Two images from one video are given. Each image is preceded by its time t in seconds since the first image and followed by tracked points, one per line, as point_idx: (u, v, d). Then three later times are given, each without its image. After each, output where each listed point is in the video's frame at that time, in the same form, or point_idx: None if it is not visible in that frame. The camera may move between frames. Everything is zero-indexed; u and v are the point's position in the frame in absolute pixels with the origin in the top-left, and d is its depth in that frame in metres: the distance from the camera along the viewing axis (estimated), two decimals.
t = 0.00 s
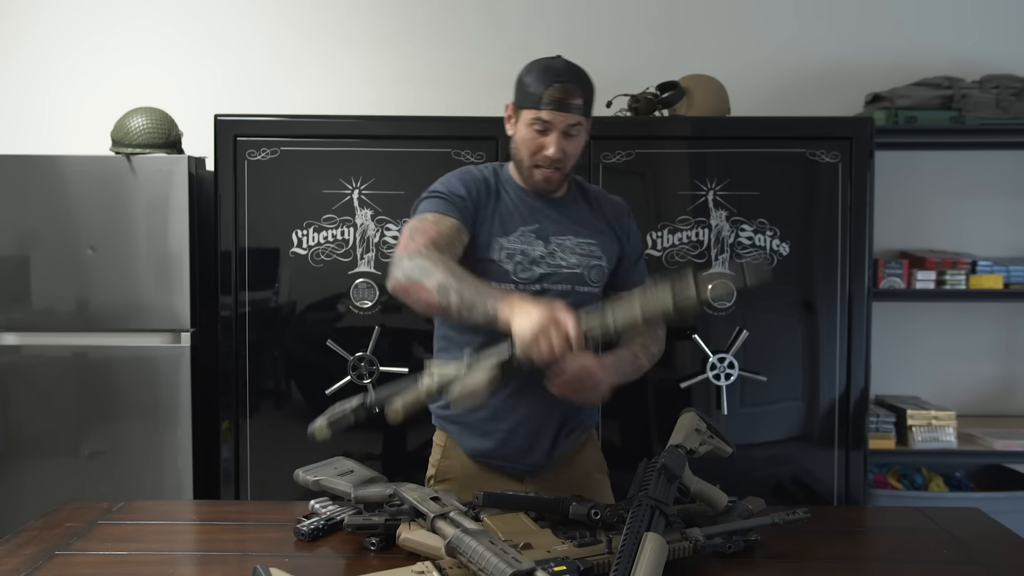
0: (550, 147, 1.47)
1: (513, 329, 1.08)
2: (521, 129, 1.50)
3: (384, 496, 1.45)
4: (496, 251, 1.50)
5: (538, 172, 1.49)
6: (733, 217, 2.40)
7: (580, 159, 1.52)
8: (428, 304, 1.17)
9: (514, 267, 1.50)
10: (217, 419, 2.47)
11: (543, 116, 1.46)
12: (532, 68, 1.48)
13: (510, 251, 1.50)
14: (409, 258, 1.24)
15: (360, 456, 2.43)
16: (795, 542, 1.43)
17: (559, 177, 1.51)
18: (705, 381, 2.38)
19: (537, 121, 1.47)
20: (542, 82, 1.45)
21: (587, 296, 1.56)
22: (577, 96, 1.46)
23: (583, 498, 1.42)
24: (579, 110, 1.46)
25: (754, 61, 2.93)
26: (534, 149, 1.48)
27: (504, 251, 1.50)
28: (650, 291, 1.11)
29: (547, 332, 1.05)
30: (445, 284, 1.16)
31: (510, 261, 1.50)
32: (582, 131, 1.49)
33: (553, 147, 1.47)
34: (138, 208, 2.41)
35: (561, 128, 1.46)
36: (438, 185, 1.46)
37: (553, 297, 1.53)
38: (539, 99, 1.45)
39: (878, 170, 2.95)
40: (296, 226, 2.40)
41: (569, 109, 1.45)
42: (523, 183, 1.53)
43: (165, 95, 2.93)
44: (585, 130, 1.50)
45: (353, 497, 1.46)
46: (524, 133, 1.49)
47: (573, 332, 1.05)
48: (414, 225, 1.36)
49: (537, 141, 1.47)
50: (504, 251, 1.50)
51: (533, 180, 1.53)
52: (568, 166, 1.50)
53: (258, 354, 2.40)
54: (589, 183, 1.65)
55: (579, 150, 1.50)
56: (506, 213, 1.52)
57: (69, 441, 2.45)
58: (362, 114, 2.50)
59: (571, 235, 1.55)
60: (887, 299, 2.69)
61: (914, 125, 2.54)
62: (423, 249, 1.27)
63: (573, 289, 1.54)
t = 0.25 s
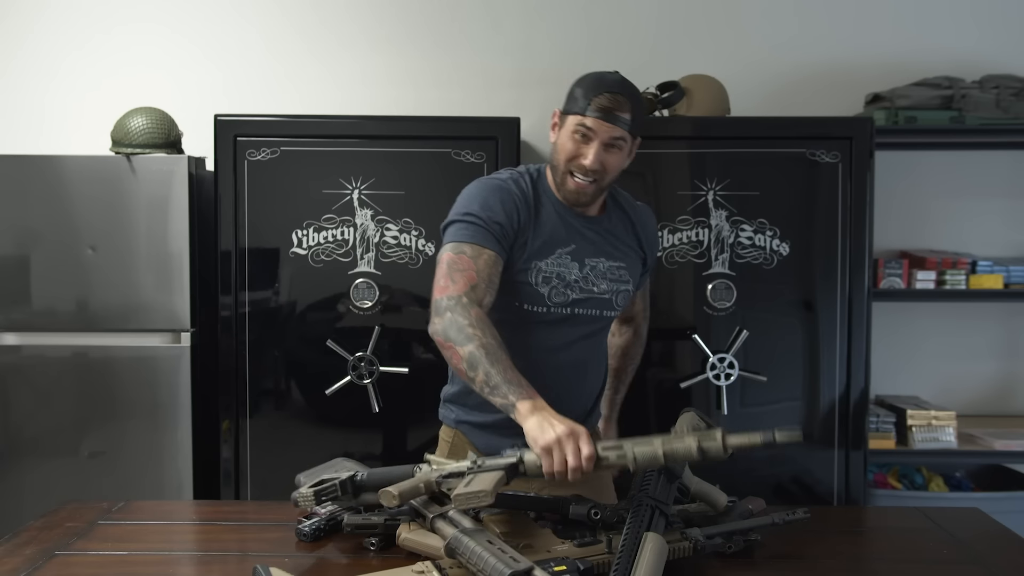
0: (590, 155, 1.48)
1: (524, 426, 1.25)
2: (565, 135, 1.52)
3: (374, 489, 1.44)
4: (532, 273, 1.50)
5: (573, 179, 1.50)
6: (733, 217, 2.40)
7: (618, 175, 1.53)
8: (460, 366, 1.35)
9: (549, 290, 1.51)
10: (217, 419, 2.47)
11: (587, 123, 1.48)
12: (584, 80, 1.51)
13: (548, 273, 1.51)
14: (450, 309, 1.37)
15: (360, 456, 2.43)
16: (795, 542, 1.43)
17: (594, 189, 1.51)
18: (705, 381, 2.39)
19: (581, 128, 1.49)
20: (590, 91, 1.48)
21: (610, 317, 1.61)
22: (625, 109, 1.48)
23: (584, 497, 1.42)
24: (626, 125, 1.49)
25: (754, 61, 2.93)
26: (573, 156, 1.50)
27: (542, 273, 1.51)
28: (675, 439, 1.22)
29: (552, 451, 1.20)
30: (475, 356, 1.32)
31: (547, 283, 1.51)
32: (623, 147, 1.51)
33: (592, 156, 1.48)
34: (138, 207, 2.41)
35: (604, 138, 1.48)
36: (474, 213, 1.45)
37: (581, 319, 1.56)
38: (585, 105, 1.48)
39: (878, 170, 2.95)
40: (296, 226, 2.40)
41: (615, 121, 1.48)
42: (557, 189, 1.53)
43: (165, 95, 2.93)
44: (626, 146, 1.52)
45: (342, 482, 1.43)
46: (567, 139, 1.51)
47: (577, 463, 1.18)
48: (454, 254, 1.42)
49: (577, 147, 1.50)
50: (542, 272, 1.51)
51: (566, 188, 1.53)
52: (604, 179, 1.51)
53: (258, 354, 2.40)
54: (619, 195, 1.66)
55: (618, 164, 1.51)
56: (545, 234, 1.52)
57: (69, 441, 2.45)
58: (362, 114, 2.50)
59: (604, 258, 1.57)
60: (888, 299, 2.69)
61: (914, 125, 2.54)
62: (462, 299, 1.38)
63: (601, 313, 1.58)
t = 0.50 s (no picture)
0: (615, 157, 1.49)
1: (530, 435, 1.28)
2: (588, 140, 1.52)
3: (369, 489, 1.39)
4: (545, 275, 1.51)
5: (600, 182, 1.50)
6: (733, 217, 2.40)
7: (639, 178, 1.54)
8: (469, 371, 1.37)
9: (560, 294, 1.52)
10: (217, 419, 2.47)
11: (610, 126, 1.49)
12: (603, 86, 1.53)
13: (561, 277, 1.52)
14: (462, 314, 1.38)
15: (361, 456, 2.43)
16: (795, 542, 1.43)
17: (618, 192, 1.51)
18: (705, 381, 2.39)
19: (604, 131, 1.50)
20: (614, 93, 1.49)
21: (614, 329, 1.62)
22: (648, 111, 1.50)
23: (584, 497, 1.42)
24: (650, 127, 1.50)
25: (754, 61, 2.93)
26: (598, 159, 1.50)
27: (555, 277, 1.51)
28: (679, 472, 1.28)
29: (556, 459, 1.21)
30: (485, 365, 1.34)
31: (558, 287, 1.52)
32: (645, 149, 1.52)
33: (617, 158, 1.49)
34: (138, 207, 2.41)
35: (628, 139, 1.49)
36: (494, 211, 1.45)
37: (589, 327, 1.57)
38: (608, 108, 1.48)
39: (878, 170, 2.95)
40: (296, 226, 2.40)
41: (639, 122, 1.49)
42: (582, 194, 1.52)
43: (165, 95, 2.93)
44: (648, 148, 1.53)
45: (335, 479, 1.36)
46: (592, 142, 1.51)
47: (585, 469, 1.18)
48: (469, 258, 1.42)
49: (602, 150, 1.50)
50: (556, 275, 1.51)
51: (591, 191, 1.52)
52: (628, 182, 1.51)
53: (258, 354, 2.40)
54: (635, 207, 1.67)
55: (640, 167, 1.52)
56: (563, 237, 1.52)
57: (69, 441, 2.45)
58: (362, 113, 2.50)
59: (617, 269, 1.58)
60: (888, 299, 2.69)
61: (914, 125, 2.54)
62: (477, 306, 1.39)
63: (607, 323, 1.59)
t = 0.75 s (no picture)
0: (583, 130, 1.50)
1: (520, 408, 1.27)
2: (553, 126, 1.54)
3: (369, 489, 1.39)
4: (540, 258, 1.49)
5: (576, 156, 1.50)
6: (733, 217, 2.40)
7: (614, 146, 1.54)
8: (452, 357, 1.35)
9: (558, 275, 1.51)
10: (217, 419, 2.47)
11: (569, 105, 1.51)
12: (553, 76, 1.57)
13: (556, 257, 1.50)
14: (442, 303, 1.37)
15: (360, 456, 2.43)
16: (794, 542, 1.43)
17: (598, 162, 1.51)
18: (705, 381, 2.39)
19: (567, 111, 1.52)
20: (564, 76, 1.52)
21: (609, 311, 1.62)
22: (601, 81, 1.53)
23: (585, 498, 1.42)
24: (606, 95, 1.53)
25: (754, 61, 2.93)
26: (569, 140, 1.50)
27: (551, 257, 1.50)
28: (679, 472, 1.28)
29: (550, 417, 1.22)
30: (466, 348, 1.33)
31: (555, 267, 1.50)
32: (609, 116, 1.53)
33: (586, 131, 1.50)
34: (138, 207, 2.41)
35: (590, 111, 1.51)
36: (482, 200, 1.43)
37: (586, 308, 1.56)
38: (563, 88, 1.52)
39: (878, 170, 2.95)
40: (296, 226, 2.40)
41: (595, 92, 1.51)
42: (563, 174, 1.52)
43: (165, 95, 2.93)
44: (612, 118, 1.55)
45: (336, 479, 1.36)
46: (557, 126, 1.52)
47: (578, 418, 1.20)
48: (449, 250, 1.41)
49: (569, 129, 1.51)
50: (551, 256, 1.50)
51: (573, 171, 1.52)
52: (604, 152, 1.51)
53: (258, 354, 2.40)
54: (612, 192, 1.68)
55: (611, 135, 1.53)
56: (550, 219, 1.51)
57: (69, 441, 2.45)
58: (362, 113, 2.50)
59: (607, 250, 1.58)
60: (888, 299, 2.69)
61: (914, 125, 2.54)
62: (454, 293, 1.38)
63: (604, 304, 1.58)
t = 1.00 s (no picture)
0: (529, 120, 1.50)
1: (492, 380, 1.32)
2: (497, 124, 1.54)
3: (369, 489, 1.39)
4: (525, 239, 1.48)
5: (531, 149, 1.51)
6: (733, 217, 2.40)
7: (561, 130, 1.55)
8: (411, 333, 1.35)
9: (545, 255, 1.50)
10: (217, 419, 2.47)
11: (509, 99, 1.51)
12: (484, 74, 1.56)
13: (539, 238, 1.49)
14: (397, 279, 1.33)
15: (361, 456, 2.43)
16: (794, 542, 1.43)
17: (551, 148, 1.52)
18: (705, 381, 2.39)
19: (507, 107, 1.51)
20: (497, 73, 1.52)
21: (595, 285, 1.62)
22: (532, 69, 1.52)
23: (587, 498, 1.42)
24: (541, 82, 1.52)
25: (753, 61, 2.93)
26: (518, 133, 1.50)
27: (535, 239, 1.49)
28: (679, 472, 1.28)
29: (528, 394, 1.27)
30: (429, 324, 1.33)
31: (541, 248, 1.49)
32: (550, 98, 1.53)
33: (532, 122, 1.50)
34: (138, 207, 2.41)
35: (531, 101, 1.51)
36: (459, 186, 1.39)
37: (577, 286, 1.55)
38: (499, 85, 1.51)
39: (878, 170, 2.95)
40: (296, 226, 2.40)
41: (530, 82, 1.51)
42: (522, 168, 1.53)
43: (165, 95, 2.93)
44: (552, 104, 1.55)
45: (336, 479, 1.36)
46: (502, 124, 1.52)
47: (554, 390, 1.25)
48: (406, 223, 1.36)
49: (515, 124, 1.50)
50: (534, 237, 1.49)
51: (530, 163, 1.52)
52: (554, 137, 1.53)
53: (258, 354, 2.40)
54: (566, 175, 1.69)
55: (556, 119, 1.54)
56: (524, 202, 1.50)
57: (69, 441, 2.45)
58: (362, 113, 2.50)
59: (580, 226, 1.59)
60: (888, 299, 2.69)
61: (914, 125, 2.54)
62: (406, 269, 1.34)
63: (591, 277, 1.58)
